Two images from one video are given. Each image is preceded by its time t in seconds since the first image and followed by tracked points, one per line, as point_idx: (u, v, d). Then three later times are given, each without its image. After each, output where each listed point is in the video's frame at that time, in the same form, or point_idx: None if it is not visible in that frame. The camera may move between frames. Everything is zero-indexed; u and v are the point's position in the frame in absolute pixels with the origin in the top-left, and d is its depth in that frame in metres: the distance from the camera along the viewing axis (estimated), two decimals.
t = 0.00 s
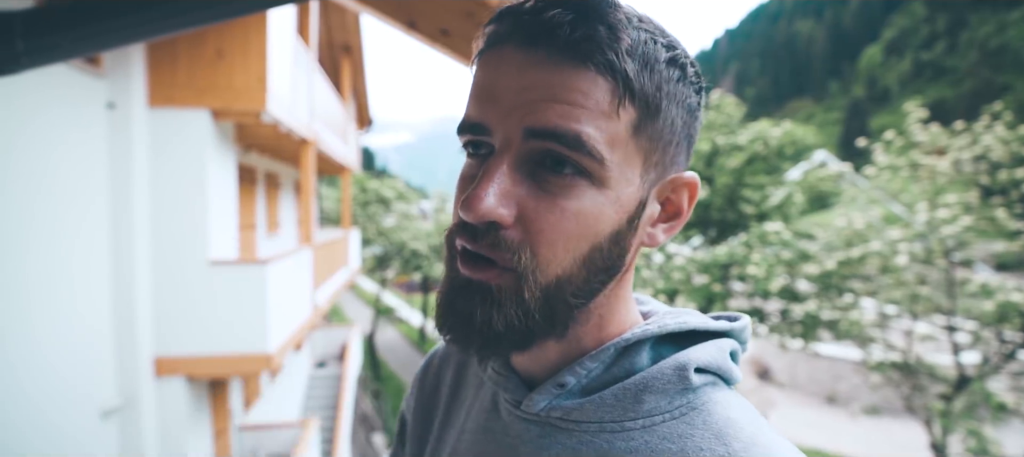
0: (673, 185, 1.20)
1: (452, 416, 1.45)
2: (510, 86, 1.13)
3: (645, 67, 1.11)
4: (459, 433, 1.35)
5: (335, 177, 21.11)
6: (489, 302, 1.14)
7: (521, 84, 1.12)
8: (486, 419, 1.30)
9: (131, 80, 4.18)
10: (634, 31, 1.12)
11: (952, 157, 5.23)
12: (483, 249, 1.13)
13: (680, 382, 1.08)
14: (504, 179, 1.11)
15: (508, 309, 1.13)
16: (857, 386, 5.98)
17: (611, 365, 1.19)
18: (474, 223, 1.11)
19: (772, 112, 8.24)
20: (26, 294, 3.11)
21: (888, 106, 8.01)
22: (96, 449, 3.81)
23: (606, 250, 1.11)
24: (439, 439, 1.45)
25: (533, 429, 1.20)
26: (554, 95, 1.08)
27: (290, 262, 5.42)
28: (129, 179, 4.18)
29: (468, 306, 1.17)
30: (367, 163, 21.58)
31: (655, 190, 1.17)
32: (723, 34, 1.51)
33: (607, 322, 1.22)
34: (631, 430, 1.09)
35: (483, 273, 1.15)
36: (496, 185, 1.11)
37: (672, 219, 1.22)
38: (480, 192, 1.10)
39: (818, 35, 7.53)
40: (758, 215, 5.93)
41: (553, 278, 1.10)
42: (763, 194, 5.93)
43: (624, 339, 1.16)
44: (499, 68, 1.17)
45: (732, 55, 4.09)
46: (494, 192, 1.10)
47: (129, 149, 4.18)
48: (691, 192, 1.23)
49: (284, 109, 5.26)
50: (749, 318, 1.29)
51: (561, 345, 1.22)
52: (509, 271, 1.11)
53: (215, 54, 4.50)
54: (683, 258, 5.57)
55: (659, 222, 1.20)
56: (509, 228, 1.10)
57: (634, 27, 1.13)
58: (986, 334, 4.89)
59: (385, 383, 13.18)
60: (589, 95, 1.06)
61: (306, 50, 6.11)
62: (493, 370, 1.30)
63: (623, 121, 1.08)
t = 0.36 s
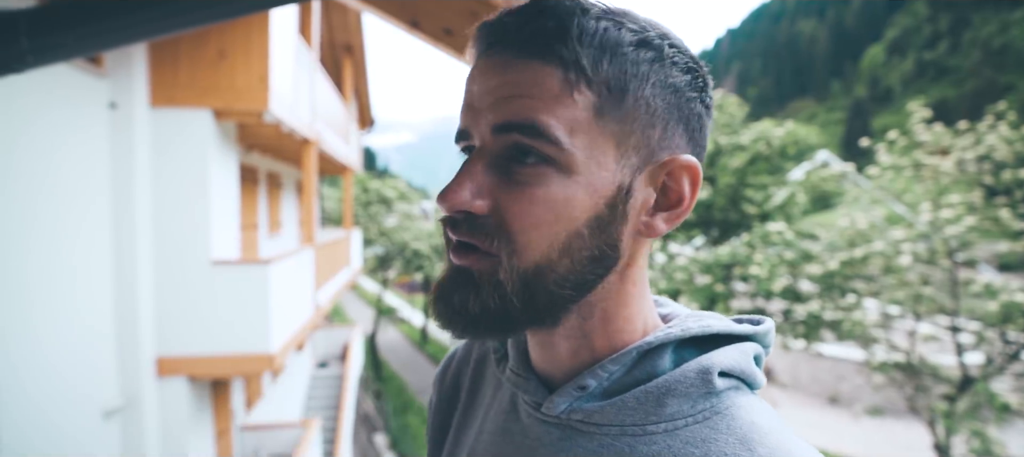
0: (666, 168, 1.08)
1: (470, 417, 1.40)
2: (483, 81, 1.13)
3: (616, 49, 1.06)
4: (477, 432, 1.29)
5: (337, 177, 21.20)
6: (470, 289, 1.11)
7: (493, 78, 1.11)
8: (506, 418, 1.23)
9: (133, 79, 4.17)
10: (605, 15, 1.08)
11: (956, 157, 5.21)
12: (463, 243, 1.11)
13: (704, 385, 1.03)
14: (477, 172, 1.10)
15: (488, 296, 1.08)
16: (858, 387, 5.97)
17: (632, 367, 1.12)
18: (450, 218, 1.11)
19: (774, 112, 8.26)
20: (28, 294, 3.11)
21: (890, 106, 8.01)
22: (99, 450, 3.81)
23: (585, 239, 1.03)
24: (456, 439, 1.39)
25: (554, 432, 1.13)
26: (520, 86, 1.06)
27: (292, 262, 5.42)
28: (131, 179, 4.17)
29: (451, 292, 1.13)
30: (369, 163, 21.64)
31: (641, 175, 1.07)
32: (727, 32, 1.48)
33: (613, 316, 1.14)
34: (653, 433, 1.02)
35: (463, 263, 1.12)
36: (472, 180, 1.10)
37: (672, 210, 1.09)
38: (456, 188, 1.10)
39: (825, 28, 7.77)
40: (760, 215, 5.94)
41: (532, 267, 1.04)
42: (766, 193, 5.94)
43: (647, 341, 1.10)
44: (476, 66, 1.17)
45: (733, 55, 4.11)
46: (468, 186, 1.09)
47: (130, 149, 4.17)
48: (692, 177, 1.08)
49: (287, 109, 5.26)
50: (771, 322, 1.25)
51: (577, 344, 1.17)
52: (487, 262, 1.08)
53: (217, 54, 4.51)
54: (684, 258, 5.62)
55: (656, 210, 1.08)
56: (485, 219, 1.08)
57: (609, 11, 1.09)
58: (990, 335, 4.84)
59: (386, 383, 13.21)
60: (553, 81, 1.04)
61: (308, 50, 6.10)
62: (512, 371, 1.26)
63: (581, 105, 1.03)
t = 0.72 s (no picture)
0: (718, 195, 1.17)
1: (479, 428, 1.37)
2: (598, 92, 1.06)
3: (720, 80, 1.11)
4: (488, 444, 1.26)
5: (337, 177, 21.21)
6: (578, 319, 1.03)
7: (613, 91, 1.05)
8: (516, 431, 1.20)
9: (132, 79, 4.16)
10: (711, 44, 1.11)
11: (958, 157, 5.20)
12: (574, 266, 1.03)
13: (718, 395, 1.01)
14: (596, 191, 1.04)
15: (598, 324, 1.03)
16: (858, 388, 6.06)
17: (646, 377, 1.11)
18: (569, 240, 1.02)
19: (775, 112, 8.27)
20: (29, 294, 3.10)
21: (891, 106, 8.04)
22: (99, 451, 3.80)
23: (676, 262, 1.08)
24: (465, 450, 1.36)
25: (565, 441, 1.11)
26: (651, 104, 1.02)
27: (292, 262, 5.40)
28: (132, 179, 4.16)
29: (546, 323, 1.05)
30: (370, 162, 21.67)
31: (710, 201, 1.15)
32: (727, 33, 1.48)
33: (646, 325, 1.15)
34: (668, 443, 1.01)
35: (566, 289, 1.04)
36: (589, 198, 1.03)
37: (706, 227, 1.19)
38: (577, 206, 1.02)
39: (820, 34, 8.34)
40: (762, 216, 5.92)
41: (636, 290, 1.04)
42: (766, 194, 5.90)
43: (660, 351, 1.08)
44: (579, 74, 1.09)
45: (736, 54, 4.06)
46: (590, 205, 1.02)
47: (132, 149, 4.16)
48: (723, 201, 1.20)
49: (287, 109, 5.26)
50: (783, 329, 1.23)
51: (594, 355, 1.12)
52: (599, 287, 1.02)
53: (217, 53, 4.50)
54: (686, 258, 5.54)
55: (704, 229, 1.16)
56: (603, 241, 1.02)
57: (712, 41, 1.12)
58: (992, 336, 4.84)
59: (385, 383, 13.18)
60: (684, 106, 1.03)
61: (309, 50, 6.10)
62: (522, 380, 1.20)
63: (704, 133, 1.07)
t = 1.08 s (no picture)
0: (708, 203, 1.18)
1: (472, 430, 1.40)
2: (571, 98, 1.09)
3: (706, 90, 1.10)
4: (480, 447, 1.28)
5: (337, 177, 21.24)
6: (540, 319, 1.08)
7: (585, 97, 1.08)
8: (508, 431, 1.23)
9: (132, 80, 4.18)
10: (699, 51, 1.10)
11: (954, 157, 5.21)
12: (536, 265, 1.08)
13: (704, 393, 1.02)
14: (565, 195, 1.07)
15: (559, 326, 1.08)
16: (857, 388, 6.10)
17: (634, 376, 1.12)
18: (532, 238, 1.06)
19: (774, 112, 8.30)
20: (29, 294, 3.11)
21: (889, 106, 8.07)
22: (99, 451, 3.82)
23: (651, 269, 1.09)
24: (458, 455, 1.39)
25: (555, 440, 1.14)
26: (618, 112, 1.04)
27: (292, 263, 5.43)
28: (131, 179, 4.17)
29: (510, 321, 1.11)
30: (369, 163, 21.75)
31: (696, 209, 1.15)
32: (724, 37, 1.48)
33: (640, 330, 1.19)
34: (655, 442, 1.02)
35: (533, 286, 1.10)
36: (556, 201, 1.06)
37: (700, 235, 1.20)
38: (542, 207, 1.06)
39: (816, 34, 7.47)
40: (759, 215, 5.95)
41: (605, 293, 1.07)
42: (764, 194, 5.93)
43: (647, 350, 1.10)
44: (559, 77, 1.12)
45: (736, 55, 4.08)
46: (556, 209, 1.06)
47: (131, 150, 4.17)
48: (718, 209, 1.21)
49: (287, 109, 5.27)
50: (769, 327, 1.25)
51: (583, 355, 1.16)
52: (563, 288, 1.07)
53: (217, 55, 4.52)
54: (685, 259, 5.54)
55: (691, 237, 1.18)
56: (570, 244, 1.05)
57: (702, 48, 1.11)
58: (988, 336, 4.85)
59: (385, 384, 13.18)
60: (656, 114, 1.04)
61: (308, 51, 6.12)
62: (513, 380, 1.24)
63: (683, 142, 1.07)
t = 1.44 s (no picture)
0: (677, 162, 1.00)
1: (505, 428, 1.36)
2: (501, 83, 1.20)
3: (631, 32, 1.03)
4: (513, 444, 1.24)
5: (337, 177, 21.27)
6: (478, 287, 1.15)
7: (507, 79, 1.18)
8: (543, 429, 1.19)
9: (132, 79, 4.17)
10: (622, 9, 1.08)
11: (954, 157, 5.23)
12: (472, 237, 1.16)
13: (750, 396, 1.01)
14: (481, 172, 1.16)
15: (489, 292, 1.12)
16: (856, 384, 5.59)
17: (674, 375, 1.09)
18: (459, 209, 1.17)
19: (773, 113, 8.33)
20: (28, 294, 3.11)
21: (888, 106, 8.10)
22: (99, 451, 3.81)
23: (574, 235, 1.02)
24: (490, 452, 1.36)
25: (593, 439, 1.11)
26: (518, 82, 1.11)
27: (292, 262, 5.42)
28: (131, 179, 4.16)
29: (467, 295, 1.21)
30: (370, 163, 21.82)
31: (644, 170, 1.02)
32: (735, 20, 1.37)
33: (642, 324, 1.10)
34: (697, 444, 1.00)
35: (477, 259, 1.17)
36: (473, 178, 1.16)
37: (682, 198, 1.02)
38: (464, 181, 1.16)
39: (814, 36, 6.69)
40: (759, 215, 5.96)
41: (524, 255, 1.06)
42: (764, 195, 5.99)
43: (691, 349, 1.06)
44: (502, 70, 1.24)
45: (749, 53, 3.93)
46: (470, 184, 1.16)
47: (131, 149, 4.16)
48: (708, 172, 1.00)
49: (287, 109, 5.27)
50: (817, 330, 1.24)
51: (608, 352, 1.14)
52: (490, 255, 1.12)
53: (217, 54, 4.51)
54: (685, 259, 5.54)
55: (666, 209, 1.02)
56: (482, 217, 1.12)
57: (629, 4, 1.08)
58: (987, 336, 4.86)
59: (385, 383, 13.20)
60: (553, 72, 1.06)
61: (309, 50, 6.11)
62: (549, 376, 1.22)
63: (575, 99, 1.03)
